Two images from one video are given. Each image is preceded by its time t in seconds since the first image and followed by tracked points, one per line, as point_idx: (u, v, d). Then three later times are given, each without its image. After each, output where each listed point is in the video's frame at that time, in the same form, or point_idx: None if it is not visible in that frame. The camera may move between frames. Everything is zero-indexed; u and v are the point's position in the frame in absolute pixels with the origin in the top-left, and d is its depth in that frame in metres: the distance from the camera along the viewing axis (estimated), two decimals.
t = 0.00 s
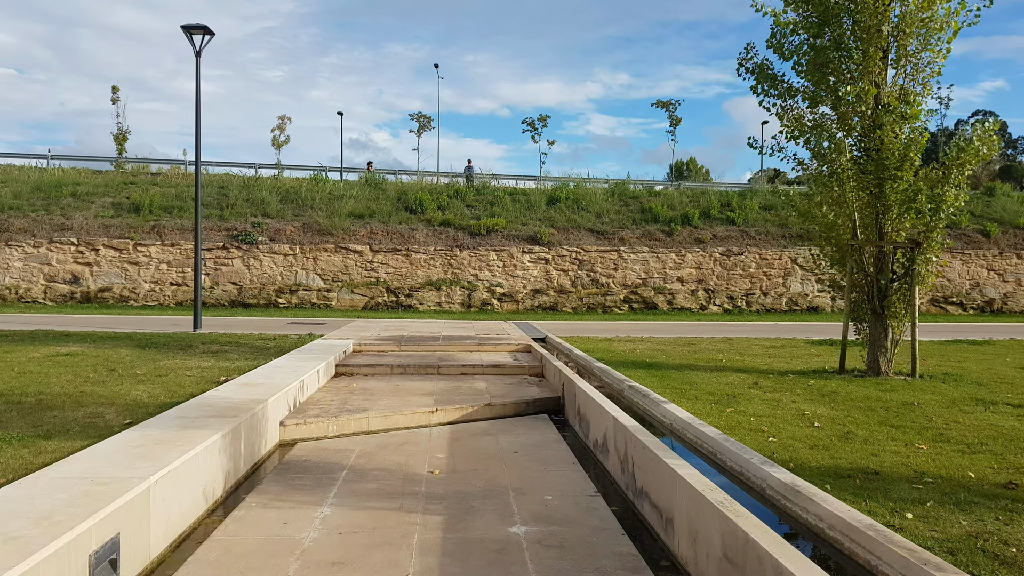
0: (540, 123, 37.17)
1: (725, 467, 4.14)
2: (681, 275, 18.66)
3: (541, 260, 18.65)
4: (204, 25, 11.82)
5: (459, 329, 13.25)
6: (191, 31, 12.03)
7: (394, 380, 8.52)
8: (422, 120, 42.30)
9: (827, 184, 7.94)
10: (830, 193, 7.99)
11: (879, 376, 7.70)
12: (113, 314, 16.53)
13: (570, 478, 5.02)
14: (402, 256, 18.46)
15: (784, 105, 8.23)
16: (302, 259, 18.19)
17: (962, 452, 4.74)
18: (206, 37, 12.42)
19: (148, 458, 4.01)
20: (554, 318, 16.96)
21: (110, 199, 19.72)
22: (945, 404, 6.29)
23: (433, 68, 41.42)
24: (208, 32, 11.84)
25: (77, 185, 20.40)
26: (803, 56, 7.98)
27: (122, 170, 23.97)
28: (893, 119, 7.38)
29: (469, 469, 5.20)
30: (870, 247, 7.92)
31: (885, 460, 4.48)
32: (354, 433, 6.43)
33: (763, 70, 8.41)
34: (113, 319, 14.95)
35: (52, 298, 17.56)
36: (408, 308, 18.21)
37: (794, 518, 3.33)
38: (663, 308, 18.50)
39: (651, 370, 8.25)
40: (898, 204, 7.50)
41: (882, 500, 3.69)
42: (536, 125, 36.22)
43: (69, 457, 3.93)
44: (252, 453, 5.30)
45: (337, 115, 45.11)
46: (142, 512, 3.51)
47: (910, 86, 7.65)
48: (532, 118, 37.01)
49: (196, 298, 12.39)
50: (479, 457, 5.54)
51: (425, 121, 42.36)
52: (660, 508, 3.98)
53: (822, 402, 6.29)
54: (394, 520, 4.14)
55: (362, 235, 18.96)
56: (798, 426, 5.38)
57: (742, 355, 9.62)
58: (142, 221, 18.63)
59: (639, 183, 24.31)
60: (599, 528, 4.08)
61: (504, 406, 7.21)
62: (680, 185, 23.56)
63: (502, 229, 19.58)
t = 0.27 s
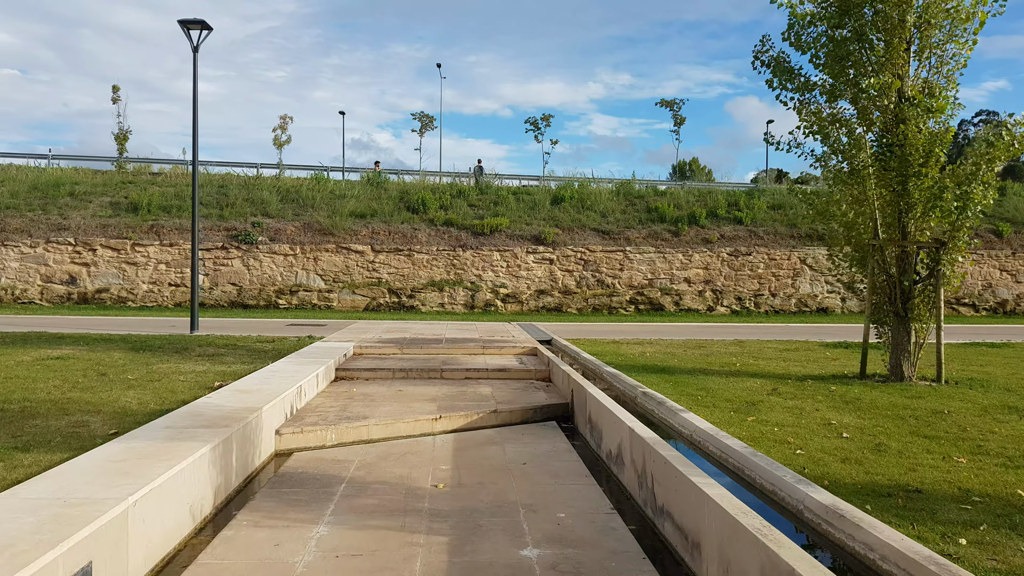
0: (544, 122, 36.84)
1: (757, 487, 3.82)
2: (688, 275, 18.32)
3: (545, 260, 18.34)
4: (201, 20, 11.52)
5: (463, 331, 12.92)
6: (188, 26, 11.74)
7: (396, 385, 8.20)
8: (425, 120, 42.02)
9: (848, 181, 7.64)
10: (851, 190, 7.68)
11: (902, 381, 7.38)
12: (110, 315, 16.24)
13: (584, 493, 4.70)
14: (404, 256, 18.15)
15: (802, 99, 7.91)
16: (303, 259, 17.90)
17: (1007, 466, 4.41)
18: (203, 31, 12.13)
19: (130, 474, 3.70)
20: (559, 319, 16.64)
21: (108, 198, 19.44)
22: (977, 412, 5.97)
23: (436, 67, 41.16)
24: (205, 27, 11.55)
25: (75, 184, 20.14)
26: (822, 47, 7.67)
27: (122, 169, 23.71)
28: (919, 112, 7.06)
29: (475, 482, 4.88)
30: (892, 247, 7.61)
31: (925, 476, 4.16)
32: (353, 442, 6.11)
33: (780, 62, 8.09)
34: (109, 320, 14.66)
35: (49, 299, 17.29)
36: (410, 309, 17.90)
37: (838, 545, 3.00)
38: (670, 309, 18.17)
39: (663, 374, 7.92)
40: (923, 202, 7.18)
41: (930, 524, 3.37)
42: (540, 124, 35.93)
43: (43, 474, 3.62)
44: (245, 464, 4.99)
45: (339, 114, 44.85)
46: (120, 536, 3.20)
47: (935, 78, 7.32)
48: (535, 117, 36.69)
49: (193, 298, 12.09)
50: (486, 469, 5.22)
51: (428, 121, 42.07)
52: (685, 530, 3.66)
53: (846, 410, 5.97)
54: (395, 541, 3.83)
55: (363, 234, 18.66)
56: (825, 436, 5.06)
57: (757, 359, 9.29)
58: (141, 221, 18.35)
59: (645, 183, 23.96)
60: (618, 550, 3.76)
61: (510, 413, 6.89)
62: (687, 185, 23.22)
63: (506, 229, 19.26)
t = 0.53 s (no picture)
0: (547, 120, 36.51)
1: (789, 503, 3.48)
2: (695, 275, 17.99)
3: (549, 259, 18.02)
4: (196, 12, 11.22)
5: (465, 332, 12.60)
6: (182, 18, 11.44)
7: (396, 388, 7.89)
8: (427, 119, 41.74)
9: (869, 175, 7.36)
10: (872, 185, 7.41)
11: (925, 385, 7.06)
12: (105, 316, 15.94)
13: (597, 507, 4.39)
14: (405, 255, 17.84)
15: (820, 90, 7.65)
16: (302, 258, 17.59)
17: None
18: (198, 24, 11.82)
19: (104, 490, 3.39)
20: (563, 320, 16.31)
21: (105, 197, 19.15)
22: (1011, 417, 5.64)
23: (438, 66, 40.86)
24: (200, 19, 11.24)
25: (71, 183, 19.85)
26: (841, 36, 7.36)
27: (119, 168, 23.43)
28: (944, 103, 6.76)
29: (479, 495, 4.56)
30: (914, 244, 7.31)
31: (968, 490, 3.84)
32: (351, 449, 5.79)
33: (795, 52, 7.77)
34: (104, 321, 14.36)
35: (44, 299, 16.99)
36: (411, 310, 17.59)
37: (888, 573, 2.65)
38: (676, 309, 17.85)
39: (674, 377, 7.59)
40: (948, 196, 6.86)
41: (984, 546, 3.05)
42: (542, 123, 35.63)
43: (8, 491, 3.31)
44: (234, 475, 4.68)
45: (340, 113, 44.58)
46: (88, 562, 2.89)
47: (961, 68, 7.00)
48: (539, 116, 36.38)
49: (188, 299, 11.78)
50: (491, 480, 4.90)
51: (428, 120, 41.77)
52: (710, 550, 3.34)
53: (871, 416, 5.64)
54: (393, 562, 3.51)
55: (364, 233, 18.35)
56: (853, 445, 4.73)
57: (770, 361, 8.97)
58: (137, 220, 18.05)
59: (650, 181, 23.63)
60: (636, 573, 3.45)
61: (515, 419, 6.57)
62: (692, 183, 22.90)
63: (509, 228, 18.94)
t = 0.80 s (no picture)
0: (549, 118, 36.17)
1: (827, 528, 3.15)
2: (701, 275, 17.65)
3: (552, 259, 17.69)
4: (190, 4, 10.91)
5: (467, 334, 12.27)
6: (176, 11, 11.15)
7: (394, 393, 7.56)
8: (428, 118, 41.44)
9: (890, 171, 7.04)
10: (893, 182, 7.10)
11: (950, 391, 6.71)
12: (99, 316, 15.63)
13: (610, 526, 4.05)
14: (406, 255, 17.52)
15: (839, 82, 7.28)
16: (301, 258, 17.28)
17: None
18: (192, 17, 11.51)
19: (68, 514, 3.06)
20: (567, 320, 15.97)
21: (100, 195, 18.85)
22: None
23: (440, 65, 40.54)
24: (194, 12, 10.93)
25: (67, 181, 19.55)
26: (862, 24, 6.99)
27: (117, 167, 23.14)
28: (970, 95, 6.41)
29: (482, 512, 4.23)
30: (938, 242, 6.98)
31: (1016, 510, 3.52)
32: (345, 460, 5.46)
33: (812, 42, 7.42)
34: (97, 322, 14.05)
35: (38, 299, 16.68)
36: (412, 310, 17.27)
37: None
38: (682, 310, 17.50)
39: (685, 382, 7.25)
40: (975, 192, 6.52)
41: None
42: (544, 122, 35.31)
43: None
44: (219, 491, 4.35)
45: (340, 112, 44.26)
46: None
47: (987, 59, 6.65)
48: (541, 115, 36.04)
49: (182, 299, 11.45)
50: (494, 495, 4.57)
51: (430, 118, 41.45)
52: None
53: (899, 425, 5.31)
54: None
55: (364, 233, 18.03)
56: (885, 458, 4.40)
57: (784, 364, 8.63)
58: (133, 219, 17.75)
59: (654, 180, 23.29)
60: None
61: (520, 427, 6.24)
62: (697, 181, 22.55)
63: (511, 227, 18.60)
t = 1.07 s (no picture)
0: (552, 117, 35.85)
1: (873, 556, 2.82)
2: (707, 275, 17.32)
3: (556, 259, 17.36)
4: None
5: (469, 336, 11.95)
6: (170, 3, 10.85)
7: (394, 399, 7.23)
8: (430, 117, 41.13)
9: (913, 165, 6.77)
10: (916, 176, 6.80)
11: (979, 397, 6.38)
12: (94, 317, 15.33)
13: (626, 547, 3.73)
14: (407, 254, 17.20)
15: (860, 71, 6.98)
16: (300, 258, 16.96)
17: None
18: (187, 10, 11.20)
19: (28, 542, 2.74)
20: (571, 321, 15.64)
21: (97, 194, 18.56)
22: None
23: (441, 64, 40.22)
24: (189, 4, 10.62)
25: (62, 180, 19.25)
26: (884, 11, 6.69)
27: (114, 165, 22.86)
28: (999, 85, 6.10)
29: (488, 532, 3.91)
30: (965, 240, 6.67)
31: None
32: (342, 472, 5.14)
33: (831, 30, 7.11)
34: (91, 323, 13.74)
35: (32, 300, 16.39)
36: (413, 311, 16.94)
37: None
38: (688, 310, 17.16)
39: (698, 387, 6.93)
40: (1006, 187, 6.19)
41: None
42: (547, 120, 35.00)
43: None
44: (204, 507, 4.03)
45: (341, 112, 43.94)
46: None
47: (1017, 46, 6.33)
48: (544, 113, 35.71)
49: (176, 300, 11.13)
50: (501, 511, 4.25)
51: (432, 117, 41.13)
52: None
53: (932, 436, 4.98)
54: None
55: (364, 232, 17.72)
56: (922, 472, 4.08)
57: (800, 368, 8.30)
58: (130, 218, 17.45)
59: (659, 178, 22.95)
60: None
61: (526, 435, 5.91)
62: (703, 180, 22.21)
63: (514, 226, 18.27)
